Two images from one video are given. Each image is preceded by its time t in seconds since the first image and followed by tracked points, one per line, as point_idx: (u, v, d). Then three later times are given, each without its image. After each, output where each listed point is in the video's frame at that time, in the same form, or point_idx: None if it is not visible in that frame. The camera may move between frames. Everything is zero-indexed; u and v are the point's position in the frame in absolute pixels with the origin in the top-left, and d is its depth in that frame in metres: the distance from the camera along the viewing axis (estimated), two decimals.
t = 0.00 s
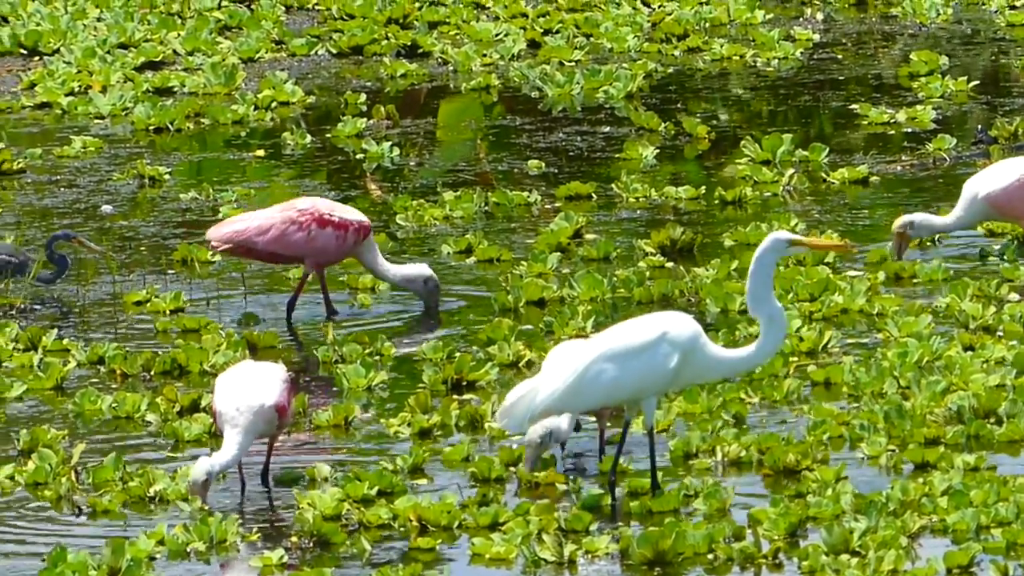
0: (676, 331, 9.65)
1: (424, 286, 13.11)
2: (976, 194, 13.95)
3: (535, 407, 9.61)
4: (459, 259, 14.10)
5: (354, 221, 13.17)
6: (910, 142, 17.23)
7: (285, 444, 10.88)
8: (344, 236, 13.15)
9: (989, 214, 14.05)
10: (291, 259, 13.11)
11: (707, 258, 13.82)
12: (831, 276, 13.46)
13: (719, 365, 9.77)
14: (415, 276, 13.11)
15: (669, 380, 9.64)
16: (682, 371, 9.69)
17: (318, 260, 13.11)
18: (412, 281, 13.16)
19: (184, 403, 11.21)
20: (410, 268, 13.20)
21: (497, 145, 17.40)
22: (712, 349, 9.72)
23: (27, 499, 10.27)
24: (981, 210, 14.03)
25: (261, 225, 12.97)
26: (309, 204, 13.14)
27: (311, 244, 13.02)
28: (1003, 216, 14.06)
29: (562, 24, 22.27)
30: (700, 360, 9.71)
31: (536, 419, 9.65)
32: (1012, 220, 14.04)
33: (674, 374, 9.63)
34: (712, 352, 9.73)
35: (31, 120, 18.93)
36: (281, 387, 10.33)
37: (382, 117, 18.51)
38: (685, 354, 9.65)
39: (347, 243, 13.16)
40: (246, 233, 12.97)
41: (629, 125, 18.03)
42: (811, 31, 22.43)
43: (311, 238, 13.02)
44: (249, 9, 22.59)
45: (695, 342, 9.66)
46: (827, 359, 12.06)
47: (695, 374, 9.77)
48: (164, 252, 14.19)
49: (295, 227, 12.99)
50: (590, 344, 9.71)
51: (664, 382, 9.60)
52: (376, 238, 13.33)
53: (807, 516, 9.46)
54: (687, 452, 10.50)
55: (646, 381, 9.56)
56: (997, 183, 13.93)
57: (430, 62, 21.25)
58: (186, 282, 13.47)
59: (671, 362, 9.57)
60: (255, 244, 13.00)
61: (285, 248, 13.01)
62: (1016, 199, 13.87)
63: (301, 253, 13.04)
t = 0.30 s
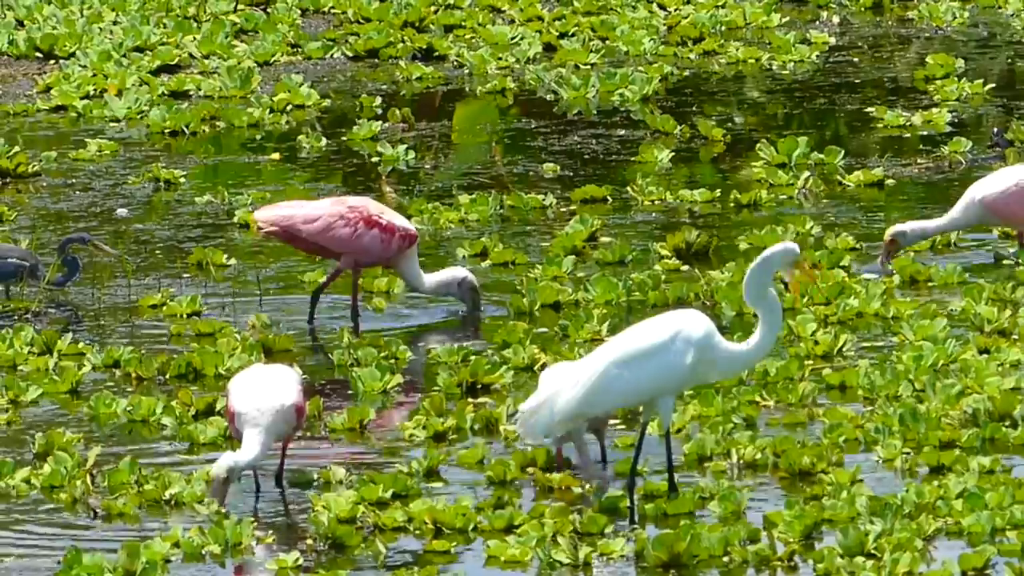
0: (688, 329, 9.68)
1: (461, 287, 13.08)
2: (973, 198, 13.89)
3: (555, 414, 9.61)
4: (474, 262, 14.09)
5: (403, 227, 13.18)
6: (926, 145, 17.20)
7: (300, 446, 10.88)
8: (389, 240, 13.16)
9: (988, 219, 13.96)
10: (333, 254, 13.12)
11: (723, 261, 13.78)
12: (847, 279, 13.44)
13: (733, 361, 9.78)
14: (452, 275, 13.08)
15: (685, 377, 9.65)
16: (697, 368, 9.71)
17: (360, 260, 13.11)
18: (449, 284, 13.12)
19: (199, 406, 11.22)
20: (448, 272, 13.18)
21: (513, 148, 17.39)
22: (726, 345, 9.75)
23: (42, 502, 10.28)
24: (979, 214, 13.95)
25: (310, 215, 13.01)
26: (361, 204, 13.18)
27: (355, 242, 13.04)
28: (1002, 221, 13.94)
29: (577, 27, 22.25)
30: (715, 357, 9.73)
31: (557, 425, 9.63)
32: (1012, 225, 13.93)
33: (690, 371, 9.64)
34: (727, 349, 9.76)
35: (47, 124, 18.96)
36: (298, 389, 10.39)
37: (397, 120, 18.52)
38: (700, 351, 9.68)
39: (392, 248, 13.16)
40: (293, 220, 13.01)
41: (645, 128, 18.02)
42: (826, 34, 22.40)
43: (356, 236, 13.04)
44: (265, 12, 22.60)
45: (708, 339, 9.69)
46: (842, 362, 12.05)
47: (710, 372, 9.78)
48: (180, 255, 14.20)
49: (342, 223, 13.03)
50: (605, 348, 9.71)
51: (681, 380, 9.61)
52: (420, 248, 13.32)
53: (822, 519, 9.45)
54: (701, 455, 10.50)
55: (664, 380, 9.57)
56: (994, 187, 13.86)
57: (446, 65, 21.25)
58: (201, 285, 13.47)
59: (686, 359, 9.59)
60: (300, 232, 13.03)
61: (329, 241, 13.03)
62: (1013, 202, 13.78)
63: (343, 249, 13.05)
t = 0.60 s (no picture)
0: (699, 324, 9.63)
1: (498, 294, 13.13)
2: (948, 197, 13.85)
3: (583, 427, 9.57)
4: (489, 262, 14.08)
5: (420, 230, 13.19)
6: (941, 145, 17.18)
7: (315, 445, 10.87)
8: (406, 242, 13.17)
9: (963, 221, 13.91)
10: (350, 254, 13.17)
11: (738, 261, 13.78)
12: (863, 279, 13.41)
13: (752, 351, 9.67)
14: (489, 283, 13.11)
15: (704, 374, 9.61)
16: (715, 363, 9.65)
17: (375, 260, 13.14)
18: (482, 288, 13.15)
19: (215, 407, 11.22)
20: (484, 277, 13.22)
21: (528, 149, 17.38)
22: (742, 335, 9.65)
23: (58, 502, 10.29)
24: (955, 215, 13.90)
25: (326, 212, 13.09)
26: (380, 206, 13.23)
27: (371, 242, 13.08)
28: (976, 224, 13.92)
29: (592, 28, 22.25)
30: (732, 350, 9.66)
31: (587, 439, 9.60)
32: (986, 229, 13.90)
33: (708, 367, 9.60)
34: (742, 339, 9.65)
35: (62, 124, 18.98)
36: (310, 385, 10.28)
37: (413, 120, 18.52)
38: (715, 345, 9.62)
39: (408, 250, 13.18)
40: (310, 217, 13.09)
41: (660, 129, 18.00)
42: (841, 35, 22.37)
43: (371, 236, 13.09)
44: (280, 12, 22.60)
45: (721, 332, 9.62)
46: (858, 362, 12.03)
47: (730, 365, 9.72)
48: (195, 256, 14.20)
49: (358, 222, 13.09)
50: (621, 354, 9.68)
51: (700, 378, 9.58)
52: (438, 252, 13.29)
53: (838, 520, 9.44)
54: (717, 455, 10.49)
55: (682, 380, 9.54)
56: (968, 188, 13.84)
57: (461, 65, 21.26)
58: (216, 286, 13.47)
59: (701, 356, 9.55)
60: (317, 230, 13.10)
61: (345, 240, 13.09)
62: (988, 202, 13.77)
63: (359, 248, 13.10)
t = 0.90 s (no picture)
0: (717, 321, 9.66)
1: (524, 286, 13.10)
2: (952, 194, 13.80)
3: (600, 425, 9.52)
4: (509, 260, 14.06)
5: (446, 231, 13.18)
6: (961, 143, 17.13)
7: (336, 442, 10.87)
8: (431, 243, 13.17)
9: (965, 217, 13.88)
10: (377, 253, 13.20)
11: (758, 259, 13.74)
12: (883, 277, 13.37)
13: (767, 352, 9.77)
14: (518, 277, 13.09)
15: (721, 371, 9.65)
16: (732, 361, 9.70)
17: (401, 260, 13.16)
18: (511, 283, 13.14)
19: (235, 404, 11.22)
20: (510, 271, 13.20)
21: (548, 147, 17.36)
22: (758, 335, 9.74)
23: (79, 500, 10.30)
24: (958, 211, 13.86)
25: (353, 212, 13.11)
26: (407, 206, 13.22)
27: (397, 243, 13.09)
28: (979, 218, 13.89)
29: (613, 26, 22.23)
30: (749, 349, 9.71)
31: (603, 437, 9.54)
32: (989, 222, 13.88)
33: (725, 365, 9.64)
34: (758, 339, 9.73)
35: (83, 122, 19.00)
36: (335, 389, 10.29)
37: (433, 118, 18.51)
38: (732, 343, 9.67)
39: (433, 251, 13.17)
40: (337, 216, 13.12)
41: (680, 127, 17.97)
42: (862, 33, 22.32)
43: (397, 237, 13.09)
44: (300, 10, 22.59)
45: (739, 330, 9.67)
46: (877, 360, 12.00)
47: (745, 365, 9.77)
48: (216, 253, 14.20)
49: (384, 222, 13.09)
50: (637, 353, 9.65)
51: (718, 374, 9.61)
52: (464, 251, 13.27)
53: (858, 518, 9.41)
54: (737, 453, 10.48)
55: (701, 377, 9.56)
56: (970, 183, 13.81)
57: (482, 64, 21.25)
58: (237, 283, 13.47)
59: (720, 353, 9.59)
60: (344, 230, 13.15)
61: (371, 240, 13.11)
62: (991, 196, 13.76)
63: (385, 248, 13.12)
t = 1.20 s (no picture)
0: (760, 316, 9.65)
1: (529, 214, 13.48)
2: (971, 190, 13.87)
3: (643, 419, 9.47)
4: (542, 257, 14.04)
5: (481, 222, 13.13)
6: (993, 140, 17.04)
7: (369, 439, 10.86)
8: (470, 236, 13.10)
9: (985, 213, 13.94)
10: (418, 253, 13.16)
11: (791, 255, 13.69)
12: (915, 274, 13.31)
13: (807, 347, 9.76)
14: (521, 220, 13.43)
15: (763, 365, 9.64)
16: (773, 356, 9.69)
17: (443, 258, 13.09)
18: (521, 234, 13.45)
19: (268, 400, 11.21)
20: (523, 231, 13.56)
21: (581, 143, 17.32)
22: (799, 330, 9.74)
23: (112, 496, 10.31)
24: (977, 207, 13.93)
25: (386, 218, 13.09)
26: (440, 204, 13.17)
27: (435, 241, 13.02)
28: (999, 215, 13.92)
29: (645, 22, 22.18)
30: (789, 343, 9.72)
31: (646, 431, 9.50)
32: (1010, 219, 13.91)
33: (767, 359, 9.63)
34: (798, 333, 9.73)
35: (115, 118, 19.02)
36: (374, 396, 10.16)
37: (466, 114, 18.49)
38: (774, 338, 9.66)
39: (472, 245, 13.11)
40: (372, 224, 13.12)
41: (713, 123, 17.92)
42: (893, 29, 22.23)
43: (435, 235, 13.02)
44: (332, 5, 22.58)
45: (780, 325, 9.66)
46: (910, 356, 11.94)
47: (785, 359, 9.77)
48: (249, 249, 14.19)
49: (418, 222, 13.04)
50: (679, 348, 9.62)
51: (760, 369, 9.60)
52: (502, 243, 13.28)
53: (891, 514, 9.37)
54: (769, 449, 10.44)
55: (744, 371, 9.53)
56: (990, 180, 13.89)
57: (514, 60, 21.23)
58: (270, 279, 13.46)
59: (763, 347, 9.57)
60: (382, 235, 13.15)
61: (409, 242, 13.07)
62: (1010, 191, 13.82)
63: (425, 248, 13.06)
